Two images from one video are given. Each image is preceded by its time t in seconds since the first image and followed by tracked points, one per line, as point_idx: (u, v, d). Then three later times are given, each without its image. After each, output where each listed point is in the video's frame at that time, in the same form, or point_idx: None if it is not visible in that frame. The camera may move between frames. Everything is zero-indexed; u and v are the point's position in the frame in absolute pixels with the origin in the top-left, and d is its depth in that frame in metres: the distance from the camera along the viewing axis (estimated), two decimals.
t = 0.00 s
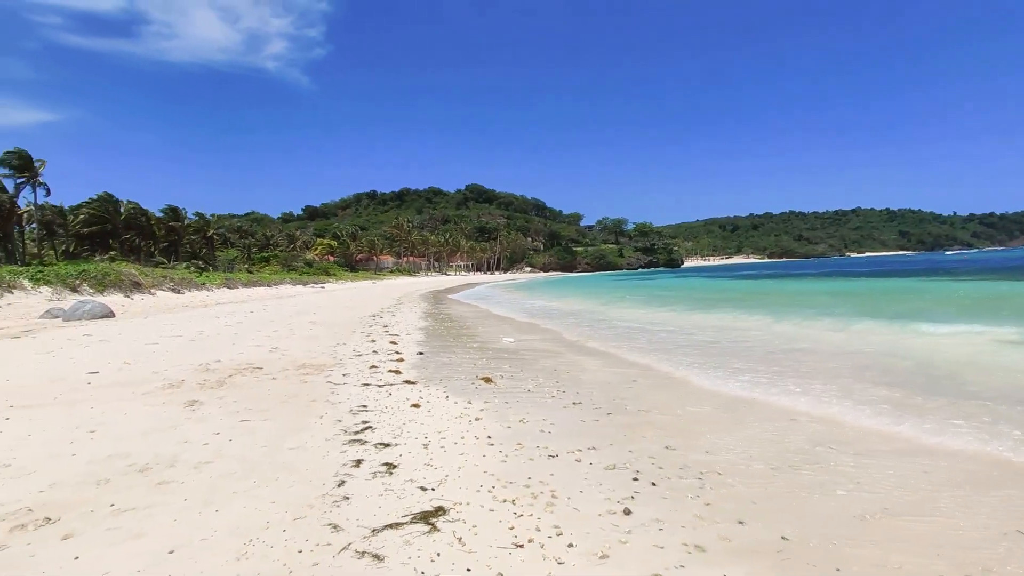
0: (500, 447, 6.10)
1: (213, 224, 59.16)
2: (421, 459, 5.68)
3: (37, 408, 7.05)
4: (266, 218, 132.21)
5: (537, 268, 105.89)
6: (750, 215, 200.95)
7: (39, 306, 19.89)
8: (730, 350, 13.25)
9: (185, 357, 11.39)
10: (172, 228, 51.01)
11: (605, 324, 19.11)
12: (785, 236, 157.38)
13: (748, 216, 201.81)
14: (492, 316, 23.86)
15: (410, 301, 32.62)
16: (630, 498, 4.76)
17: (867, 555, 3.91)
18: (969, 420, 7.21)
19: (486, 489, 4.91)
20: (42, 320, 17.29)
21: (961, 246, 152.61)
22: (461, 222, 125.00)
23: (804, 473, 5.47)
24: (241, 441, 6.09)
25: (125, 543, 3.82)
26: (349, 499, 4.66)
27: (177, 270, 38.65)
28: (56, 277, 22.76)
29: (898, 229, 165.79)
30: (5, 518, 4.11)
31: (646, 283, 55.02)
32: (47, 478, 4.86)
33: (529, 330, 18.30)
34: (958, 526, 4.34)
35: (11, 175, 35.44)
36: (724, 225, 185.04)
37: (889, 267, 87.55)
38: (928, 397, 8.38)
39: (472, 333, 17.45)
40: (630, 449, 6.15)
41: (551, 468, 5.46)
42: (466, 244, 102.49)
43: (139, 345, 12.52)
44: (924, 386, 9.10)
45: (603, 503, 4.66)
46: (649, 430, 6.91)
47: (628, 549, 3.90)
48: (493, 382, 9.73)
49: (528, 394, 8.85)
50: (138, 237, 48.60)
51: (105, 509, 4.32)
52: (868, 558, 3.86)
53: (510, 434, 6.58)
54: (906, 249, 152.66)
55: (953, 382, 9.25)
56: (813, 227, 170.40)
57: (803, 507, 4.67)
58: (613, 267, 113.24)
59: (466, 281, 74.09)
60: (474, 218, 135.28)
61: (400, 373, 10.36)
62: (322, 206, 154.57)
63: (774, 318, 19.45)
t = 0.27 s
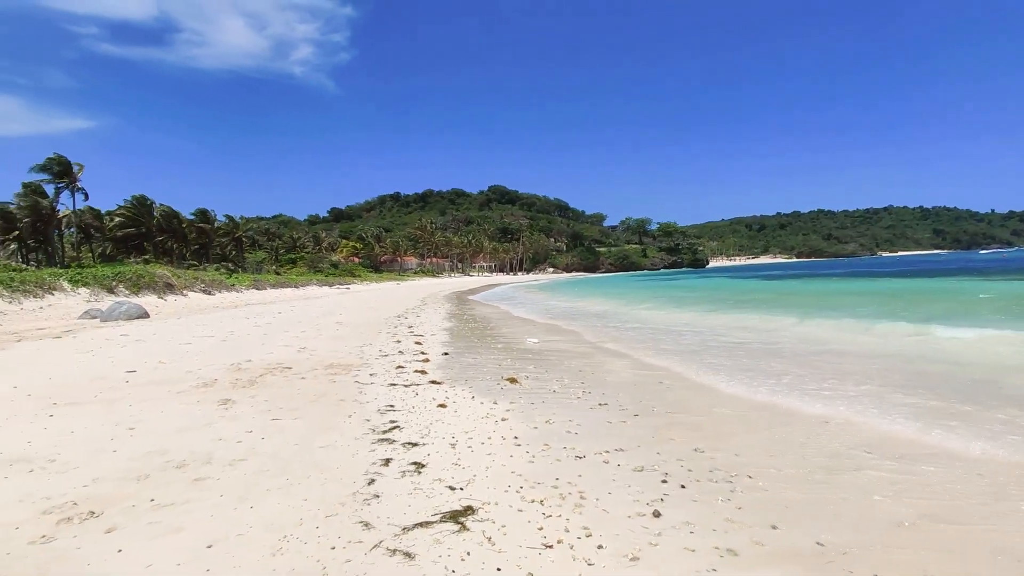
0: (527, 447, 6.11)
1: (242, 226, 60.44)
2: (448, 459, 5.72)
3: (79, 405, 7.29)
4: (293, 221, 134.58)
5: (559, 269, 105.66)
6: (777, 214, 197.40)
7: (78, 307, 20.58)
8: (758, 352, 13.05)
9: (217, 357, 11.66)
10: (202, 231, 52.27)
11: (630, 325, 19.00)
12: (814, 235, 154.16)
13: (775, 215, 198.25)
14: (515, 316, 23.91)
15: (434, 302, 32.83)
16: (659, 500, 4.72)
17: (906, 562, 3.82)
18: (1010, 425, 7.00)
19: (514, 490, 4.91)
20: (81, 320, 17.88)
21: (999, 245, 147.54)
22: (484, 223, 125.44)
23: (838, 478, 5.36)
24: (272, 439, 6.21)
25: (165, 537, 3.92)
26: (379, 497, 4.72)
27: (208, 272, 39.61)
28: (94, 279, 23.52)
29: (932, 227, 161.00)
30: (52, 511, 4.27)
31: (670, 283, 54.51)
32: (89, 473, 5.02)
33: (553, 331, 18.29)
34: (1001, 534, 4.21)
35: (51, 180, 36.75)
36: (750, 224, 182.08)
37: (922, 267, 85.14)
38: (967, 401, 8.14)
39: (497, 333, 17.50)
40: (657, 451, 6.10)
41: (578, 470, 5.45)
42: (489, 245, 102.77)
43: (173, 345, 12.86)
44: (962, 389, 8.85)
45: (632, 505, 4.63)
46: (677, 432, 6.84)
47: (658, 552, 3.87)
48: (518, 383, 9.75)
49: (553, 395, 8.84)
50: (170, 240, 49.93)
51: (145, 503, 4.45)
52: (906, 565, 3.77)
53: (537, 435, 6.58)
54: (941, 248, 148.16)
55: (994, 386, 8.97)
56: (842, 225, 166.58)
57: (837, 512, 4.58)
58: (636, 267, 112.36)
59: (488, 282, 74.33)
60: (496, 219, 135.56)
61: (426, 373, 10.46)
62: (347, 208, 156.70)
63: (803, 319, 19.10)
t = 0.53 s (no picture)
0: (548, 448, 6.09)
1: (263, 228, 61.32)
2: (470, 459, 5.73)
3: (108, 404, 7.45)
4: (312, 223, 136.20)
5: (577, 269, 105.42)
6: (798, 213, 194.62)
7: (106, 308, 21.07)
8: (780, 353, 12.88)
9: (240, 357, 11.84)
10: (224, 233, 53.13)
11: (649, 326, 18.88)
12: (835, 235, 151.63)
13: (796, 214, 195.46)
14: (533, 317, 23.91)
15: (452, 303, 32.94)
16: (683, 503, 4.68)
17: (939, 566, 3.75)
18: None
19: (536, 491, 4.90)
20: (109, 321, 18.29)
21: None
22: (501, 224, 125.62)
23: (867, 482, 5.27)
24: (296, 438, 6.29)
25: (193, 534, 3.98)
26: (402, 497, 4.74)
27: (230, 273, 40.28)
28: (120, 280, 24.06)
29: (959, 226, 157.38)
30: (85, 507, 4.36)
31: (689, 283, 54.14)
32: (120, 470, 5.13)
33: (572, 331, 18.26)
34: None
35: (80, 184, 37.69)
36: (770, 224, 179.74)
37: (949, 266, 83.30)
38: (998, 403, 7.96)
39: (515, 334, 17.51)
40: (680, 453, 6.04)
41: (601, 471, 5.42)
42: (506, 246, 102.89)
43: (198, 345, 13.10)
44: (993, 391, 8.65)
45: (656, 507, 4.58)
46: (700, 434, 6.78)
47: (684, 555, 3.82)
48: (537, 383, 9.75)
49: (573, 395, 8.82)
50: (194, 242, 50.85)
51: (174, 501, 4.52)
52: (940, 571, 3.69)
53: (558, 436, 6.56)
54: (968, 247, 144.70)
55: None
56: (865, 224, 163.64)
57: (866, 516, 4.50)
58: (654, 267, 111.63)
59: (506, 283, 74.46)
60: (514, 220, 135.65)
61: (446, 374, 10.51)
62: (365, 210, 158.11)
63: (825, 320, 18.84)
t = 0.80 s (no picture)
0: (576, 450, 6.04)
1: (288, 230, 62.32)
2: (498, 460, 5.71)
3: (144, 403, 7.63)
4: (336, 225, 138.00)
5: (599, 270, 104.90)
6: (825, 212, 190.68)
7: (139, 309, 21.64)
8: (810, 355, 12.61)
9: (269, 357, 12.03)
10: (251, 235, 54.15)
11: (674, 327, 18.68)
12: (865, 233, 148.07)
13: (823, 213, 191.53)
14: (556, 317, 23.84)
15: (475, 304, 33.04)
16: (717, 507, 4.59)
17: None
18: None
19: (566, 493, 4.86)
20: (142, 322, 18.77)
21: None
22: (522, 225, 125.62)
23: (909, 488, 5.10)
24: (326, 438, 6.35)
25: (228, 532, 4.04)
26: (432, 497, 4.75)
27: (257, 275, 41.04)
28: (152, 282, 24.69)
29: (995, 224, 152.39)
30: (125, 503, 4.46)
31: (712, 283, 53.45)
32: (157, 468, 5.24)
33: (595, 332, 18.14)
34: None
35: (114, 189, 38.81)
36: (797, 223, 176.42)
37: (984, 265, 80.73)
38: None
39: (538, 335, 17.46)
40: (711, 456, 5.94)
41: (630, 473, 5.35)
42: (527, 246, 102.88)
43: (228, 346, 13.35)
44: None
45: (689, 511, 4.51)
46: (730, 437, 6.67)
47: (719, 560, 3.75)
48: (563, 384, 9.69)
49: (599, 397, 8.75)
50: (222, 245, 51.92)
51: (209, 498, 4.60)
52: None
53: (586, 438, 6.50)
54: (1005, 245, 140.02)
55: None
56: (896, 222, 159.49)
57: (907, 523, 4.36)
58: (677, 267, 110.47)
59: (528, 283, 74.50)
60: (535, 221, 135.56)
61: (471, 374, 10.52)
62: (387, 212, 159.67)
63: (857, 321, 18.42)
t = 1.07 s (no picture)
0: (605, 453, 5.97)
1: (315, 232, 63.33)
2: (526, 462, 5.69)
3: (179, 402, 7.80)
4: (362, 227, 139.35)
5: (623, 271, 104.17)
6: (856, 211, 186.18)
7: (173, 310, 22.20)
8: (844, 358, 12.30)
9: (298, 357, 12.22)
10: (279, 237, 55.12)
11: (701, 329, 18.40)
12: (898, 233, 144.07)
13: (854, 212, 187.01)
14: (580, 318, 23.72)
15: (499, 305, 33.11)
16: (751, 513, 4.48)
17: None
18: None
19: (596, 496, 4.80)
20: (175, 322, 19.24)
21: None
22: (545, 226, 125.37)
23: (952, 497, 4.92)
24: (354, 438, 6.40)
25: (262, 529, 4.10)
26: (461, 499, 4.74)
27: (285, 277, 41.79)
28: (185, 283, 25.32)
29: None
30: (162, 500, 4.56)
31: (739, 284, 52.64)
32: (192, 465, 5.35)
33: (621, 334, 17.99)
34: None
35: (149, 193, 39.94)
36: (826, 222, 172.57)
37: None
38: None
39: (564, 336, 17.38)
40: (744, 461, 5.81)
41: (660, 477, 5.27)
42: (551, 247, 102.71)
43: (258, 346, 13.60)
44: None
45: (722, 517, 4.42)
46: (763, 441, 6.53)
47: (755, 568, 3.65)
48: (589, 386, 9.63)
49: (626, 399, 8.66)
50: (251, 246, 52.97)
51: (243, 496, 4.67)
52: None
53: (615, 440, 6.43)
54: None
55: None
56: (931, 221, 154.81)
57: (952, 533, 4.20)
58: (703, 268, 109.04)
59: (551, 284, 74.41)
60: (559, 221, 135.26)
61: (496, 375, 10.51)
62: (412, 213, 160.94)
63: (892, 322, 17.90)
